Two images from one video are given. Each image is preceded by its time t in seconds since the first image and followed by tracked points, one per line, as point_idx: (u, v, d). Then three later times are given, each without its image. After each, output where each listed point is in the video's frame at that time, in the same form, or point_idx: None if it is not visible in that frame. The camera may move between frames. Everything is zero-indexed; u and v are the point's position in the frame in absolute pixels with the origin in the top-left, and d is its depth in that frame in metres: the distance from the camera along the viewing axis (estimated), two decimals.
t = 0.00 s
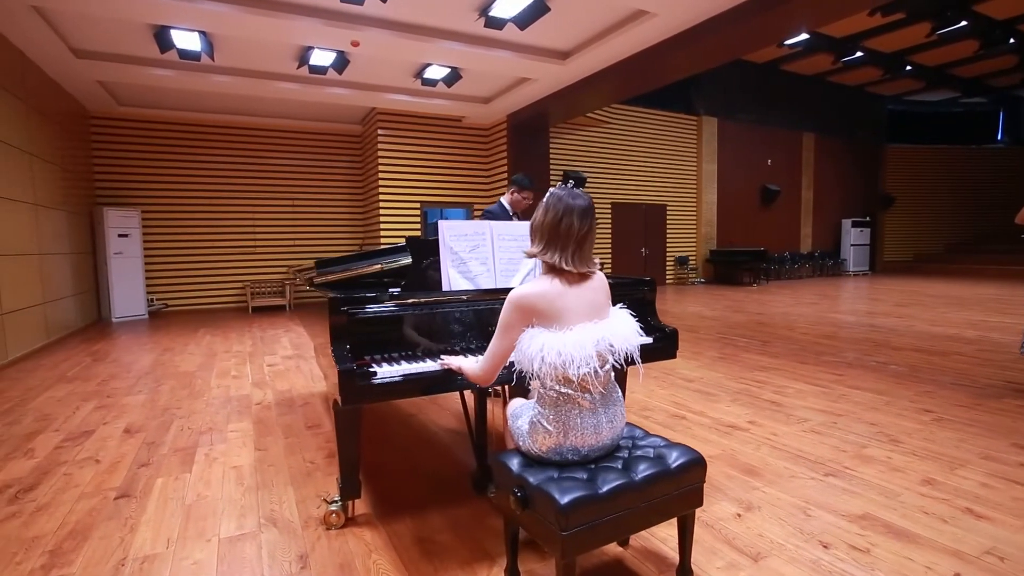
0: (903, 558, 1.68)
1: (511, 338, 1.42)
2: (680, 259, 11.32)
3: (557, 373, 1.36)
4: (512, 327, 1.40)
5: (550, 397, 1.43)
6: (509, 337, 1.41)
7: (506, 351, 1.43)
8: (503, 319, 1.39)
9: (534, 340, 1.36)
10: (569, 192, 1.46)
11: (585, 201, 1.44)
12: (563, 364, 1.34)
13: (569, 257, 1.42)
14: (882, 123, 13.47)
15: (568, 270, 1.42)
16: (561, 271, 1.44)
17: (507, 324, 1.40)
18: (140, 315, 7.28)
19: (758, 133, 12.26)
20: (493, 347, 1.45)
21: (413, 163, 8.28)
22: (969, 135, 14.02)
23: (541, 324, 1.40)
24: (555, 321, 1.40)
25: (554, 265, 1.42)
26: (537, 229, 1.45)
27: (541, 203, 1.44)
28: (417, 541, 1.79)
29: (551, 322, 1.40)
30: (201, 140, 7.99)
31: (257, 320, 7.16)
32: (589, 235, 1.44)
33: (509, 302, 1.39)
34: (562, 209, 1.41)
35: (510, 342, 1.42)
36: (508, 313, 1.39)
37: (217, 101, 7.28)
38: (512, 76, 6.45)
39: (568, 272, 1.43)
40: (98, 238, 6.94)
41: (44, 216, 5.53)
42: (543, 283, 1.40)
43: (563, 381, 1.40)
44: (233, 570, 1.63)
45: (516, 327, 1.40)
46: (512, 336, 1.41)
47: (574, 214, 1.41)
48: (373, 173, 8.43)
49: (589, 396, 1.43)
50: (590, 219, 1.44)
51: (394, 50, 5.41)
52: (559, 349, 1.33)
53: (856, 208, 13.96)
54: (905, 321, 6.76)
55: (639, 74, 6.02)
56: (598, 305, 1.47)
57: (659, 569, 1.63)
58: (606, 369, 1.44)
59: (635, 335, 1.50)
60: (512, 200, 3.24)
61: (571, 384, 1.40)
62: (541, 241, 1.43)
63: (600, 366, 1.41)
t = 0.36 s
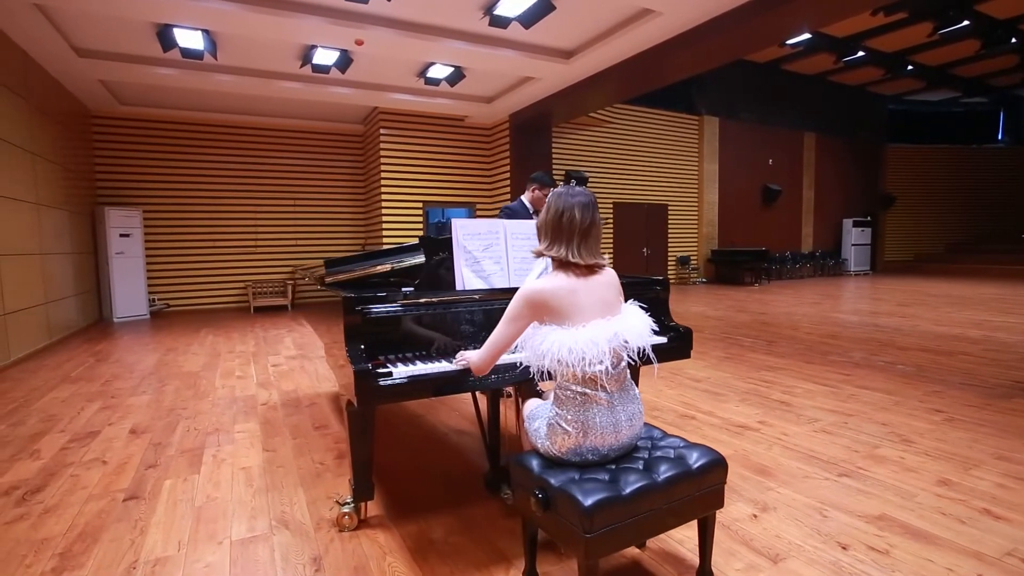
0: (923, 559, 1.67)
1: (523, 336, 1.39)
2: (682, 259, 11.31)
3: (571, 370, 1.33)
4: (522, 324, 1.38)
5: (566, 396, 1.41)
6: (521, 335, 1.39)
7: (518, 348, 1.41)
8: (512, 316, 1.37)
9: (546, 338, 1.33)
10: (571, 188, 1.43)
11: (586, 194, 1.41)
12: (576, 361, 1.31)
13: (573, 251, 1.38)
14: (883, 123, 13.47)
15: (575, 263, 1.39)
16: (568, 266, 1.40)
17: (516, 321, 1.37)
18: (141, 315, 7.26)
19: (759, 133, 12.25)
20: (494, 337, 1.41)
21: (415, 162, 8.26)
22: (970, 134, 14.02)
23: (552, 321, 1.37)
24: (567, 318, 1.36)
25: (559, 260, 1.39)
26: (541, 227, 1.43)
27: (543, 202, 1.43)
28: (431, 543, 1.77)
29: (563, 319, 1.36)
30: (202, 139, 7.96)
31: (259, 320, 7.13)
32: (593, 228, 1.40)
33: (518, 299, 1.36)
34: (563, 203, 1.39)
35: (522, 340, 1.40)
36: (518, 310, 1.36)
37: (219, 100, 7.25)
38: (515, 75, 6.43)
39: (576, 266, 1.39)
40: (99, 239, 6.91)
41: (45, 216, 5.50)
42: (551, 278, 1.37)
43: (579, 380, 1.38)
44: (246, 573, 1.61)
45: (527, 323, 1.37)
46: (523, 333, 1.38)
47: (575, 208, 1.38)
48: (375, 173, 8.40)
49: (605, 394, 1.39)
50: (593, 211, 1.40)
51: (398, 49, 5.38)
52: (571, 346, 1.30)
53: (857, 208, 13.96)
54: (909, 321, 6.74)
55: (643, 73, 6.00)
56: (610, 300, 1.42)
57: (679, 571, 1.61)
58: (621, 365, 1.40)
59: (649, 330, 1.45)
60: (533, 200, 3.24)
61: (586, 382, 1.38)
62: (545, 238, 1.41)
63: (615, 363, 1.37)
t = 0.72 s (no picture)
0: (946, 561, 1.65)
1: (551, 335, 1.37)
2: (683, 259, 11.29)
3: (599, 371, 1.32)
4: (549, 322, 1.35)
5: (590, 397, 1.39)
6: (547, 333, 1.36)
7: (544, 347, 1.39)
8: (541, 315, 1.34)
9: (573, 339, 1.31)
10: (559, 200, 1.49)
11: (576, 198, 1.45)
12: (603, 362, 1.29)
13: (578, 249, 1.39)
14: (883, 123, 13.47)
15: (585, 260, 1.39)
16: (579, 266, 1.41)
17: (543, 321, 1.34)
18: (142, 316, 7.22)
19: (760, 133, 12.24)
20: (523, 336, 1.38)
21: (417, 161, 8.23)
22: (971, 134, 14.01)
23: (581, 321, 1.34)
24: (595, 318, 1.33)
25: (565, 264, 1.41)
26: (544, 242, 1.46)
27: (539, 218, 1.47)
28: (447, 546, 1.75)
29: (590, 318, 1.33)
30: (203, 138, 7.92)
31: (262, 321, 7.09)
32: (592, 223, 1.41)
33: (546, 298, 1.33)
34: (555, 212, 1.43)
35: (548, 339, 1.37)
36: (544, 311, 1.33)
37: (221, 100, 7.23)
38: (518, 74, 6.41)
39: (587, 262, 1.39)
40: (100, 239, 6.88)
41: (47, 216, 5.46)
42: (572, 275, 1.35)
43: (604, 381, 1.36)
44: None
45: (554, 323, 1.35)
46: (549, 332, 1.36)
47: (568, 211, 1.42)
48: (377, 172, 8.38)
49: (630, 395, 1.38)
50: (586, 209, 1.43)
51: (402, 47, 5.35)
52: (599, 346, 1.28)
53: (857, 208, 13.94)
54: (913, 321, 6.73)
55: (647, 73, 5.97)
56: (635, 298, 1.40)
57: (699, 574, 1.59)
58: (646, 366, 1.39)
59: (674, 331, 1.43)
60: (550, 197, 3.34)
61: (612, 384, 1.37)
62: (549, 249, 1.44)
63: (641, 364, 1.36)
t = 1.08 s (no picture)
0: (970, 566, 1.62)
1: (573, 330, 1.34)
2: (683, 259, 11.27)
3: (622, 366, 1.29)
4: (571, 316, 1.33)
5: (612, 396, 1.36)
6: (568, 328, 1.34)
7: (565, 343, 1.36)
8: (563, 307, 1.32)
9: (594, 333, 1.28)
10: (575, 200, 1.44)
11: (592, 199, 1.41)
12: (624, 358, 1.26)
13: (599, 253, 1.36)
14: (882, 123, 13.48)
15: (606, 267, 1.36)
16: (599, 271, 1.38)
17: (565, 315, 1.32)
18: (141, 316, 7.17)
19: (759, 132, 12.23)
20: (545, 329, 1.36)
21: (417, 161, 8.19)
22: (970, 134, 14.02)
23: (602, 315, 1.32)
24: (618, 314, 1.31)
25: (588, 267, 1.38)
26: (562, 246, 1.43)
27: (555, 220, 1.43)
28: (462, 550, 1.72)
29: (612, 313, 1.31)
30: (202, 137, 7.87)
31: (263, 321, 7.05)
32: (612, 226, 1.38)
33: (567, 292, 1.31)
34: (573, 216, 1.39)
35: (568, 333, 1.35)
36: (566, 305, 1.32)
37: (221, 99, 7.18)
38: (520, 73, 6.38)
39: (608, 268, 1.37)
40: (99, 239, 6.82)
41: (45, 215, 5.40)
42: (592, 272, 1.33)
43: (626, 379, 1.34)
44: None
45: (576, 316, 1.32)
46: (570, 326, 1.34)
47: (586, 214, 1.37)
48: (377, 171, 8.35)
49: (653, 394, 1.35)
50: (603, 211, 1.39)
51: (405, 46, 5.31)
52: (621, 341, 1.25)
53: (857, 208, 13.94)
54: (915, 320, 6.72)
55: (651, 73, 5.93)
56: (658, 294, 1.37)
57: None
58: (668, 363, 1.36)
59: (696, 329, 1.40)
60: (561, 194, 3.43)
61: (634, 381, 1.34)
62: (567, 254, 1.41)
63: (663, 361, 1.33)
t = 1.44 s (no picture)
0: (995, 571, 1.60)
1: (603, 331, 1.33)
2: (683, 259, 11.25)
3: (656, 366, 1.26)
4: (600, 316, 1.31)
5: (639, 397, 1.34)
6: (597, 326, 1.32)
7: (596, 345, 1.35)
8: (595, 308, 1.31)
9: (622, 332, 1.26)
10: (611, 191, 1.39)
11: (630, 194, 1.36)
12: (652, 357, 1.24)
13: (634, 250, 1.34)
14: (880, 123, 13.50)
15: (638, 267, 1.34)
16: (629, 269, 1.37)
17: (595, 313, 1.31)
18: (139, 317, 7.10)
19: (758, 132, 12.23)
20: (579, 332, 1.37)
21: (417, 160, 8.14)
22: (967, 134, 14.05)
23: (633, 316, 1.29)
24: (648, 315, 1.29)
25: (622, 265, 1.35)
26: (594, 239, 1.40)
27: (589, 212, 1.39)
28: (479, 557, 1.68)
29: (642, 313, 1.29)
30: (200, 136, 7.80)
31: (262, 321, 6.99)
32: (647, 226, 1.35)
33: (598, 291, 1.29)
34: (608, 211, 1.35)
35: (595, 332, 1.34)
36: (597, 303, 1.30)
37: (219, 97, 7.12)
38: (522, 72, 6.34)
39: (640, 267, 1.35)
40: (96, 238, 6.76)
41: (42, 215, 5.33)
42: (625, 270, 1.31)
43: (654, 380, 1.32)
44: None
45: (605, 316, 1.30)
46: (598, 325, 1.32)
47: (623, 211, 1.34)
48: (377, 171, 8.31)
49: (681, 396, 1.32)
50: (640, 208, 1.35)
51: (407, 44, 5.27)
52: (651, 340, 1.22)
53: (855, 208, 13.95)
54: (917, 321, 6.71)
55: (653, 73, 5.90)
56: (689, 296, 1.35)
57: None
58: (697, 365, 1.34)
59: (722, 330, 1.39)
60: (569, 193, 3.53)
61: (663, 382, 1.31)
62: (598, 249, 1.38)
63: (692, 363, 1.31)
